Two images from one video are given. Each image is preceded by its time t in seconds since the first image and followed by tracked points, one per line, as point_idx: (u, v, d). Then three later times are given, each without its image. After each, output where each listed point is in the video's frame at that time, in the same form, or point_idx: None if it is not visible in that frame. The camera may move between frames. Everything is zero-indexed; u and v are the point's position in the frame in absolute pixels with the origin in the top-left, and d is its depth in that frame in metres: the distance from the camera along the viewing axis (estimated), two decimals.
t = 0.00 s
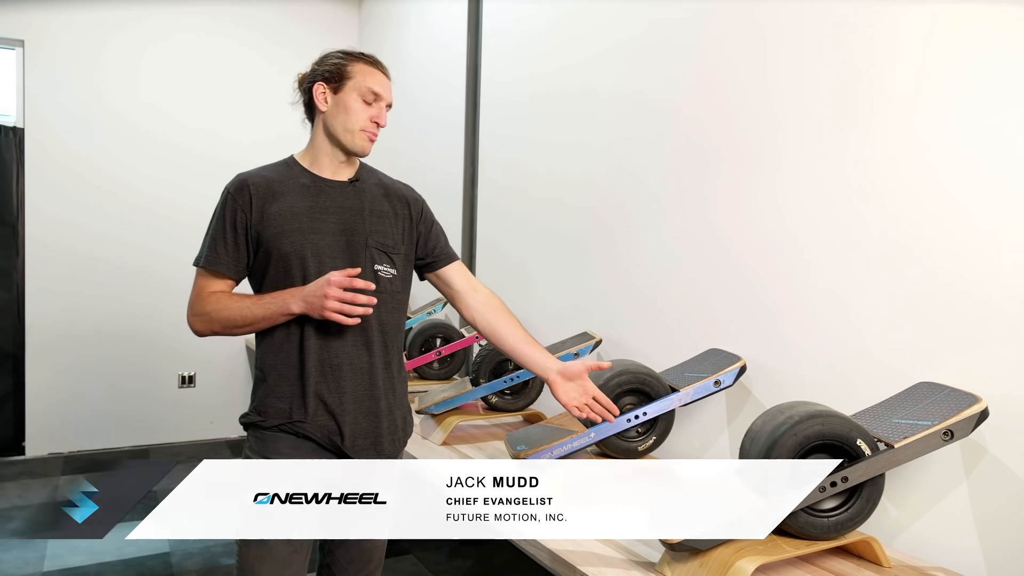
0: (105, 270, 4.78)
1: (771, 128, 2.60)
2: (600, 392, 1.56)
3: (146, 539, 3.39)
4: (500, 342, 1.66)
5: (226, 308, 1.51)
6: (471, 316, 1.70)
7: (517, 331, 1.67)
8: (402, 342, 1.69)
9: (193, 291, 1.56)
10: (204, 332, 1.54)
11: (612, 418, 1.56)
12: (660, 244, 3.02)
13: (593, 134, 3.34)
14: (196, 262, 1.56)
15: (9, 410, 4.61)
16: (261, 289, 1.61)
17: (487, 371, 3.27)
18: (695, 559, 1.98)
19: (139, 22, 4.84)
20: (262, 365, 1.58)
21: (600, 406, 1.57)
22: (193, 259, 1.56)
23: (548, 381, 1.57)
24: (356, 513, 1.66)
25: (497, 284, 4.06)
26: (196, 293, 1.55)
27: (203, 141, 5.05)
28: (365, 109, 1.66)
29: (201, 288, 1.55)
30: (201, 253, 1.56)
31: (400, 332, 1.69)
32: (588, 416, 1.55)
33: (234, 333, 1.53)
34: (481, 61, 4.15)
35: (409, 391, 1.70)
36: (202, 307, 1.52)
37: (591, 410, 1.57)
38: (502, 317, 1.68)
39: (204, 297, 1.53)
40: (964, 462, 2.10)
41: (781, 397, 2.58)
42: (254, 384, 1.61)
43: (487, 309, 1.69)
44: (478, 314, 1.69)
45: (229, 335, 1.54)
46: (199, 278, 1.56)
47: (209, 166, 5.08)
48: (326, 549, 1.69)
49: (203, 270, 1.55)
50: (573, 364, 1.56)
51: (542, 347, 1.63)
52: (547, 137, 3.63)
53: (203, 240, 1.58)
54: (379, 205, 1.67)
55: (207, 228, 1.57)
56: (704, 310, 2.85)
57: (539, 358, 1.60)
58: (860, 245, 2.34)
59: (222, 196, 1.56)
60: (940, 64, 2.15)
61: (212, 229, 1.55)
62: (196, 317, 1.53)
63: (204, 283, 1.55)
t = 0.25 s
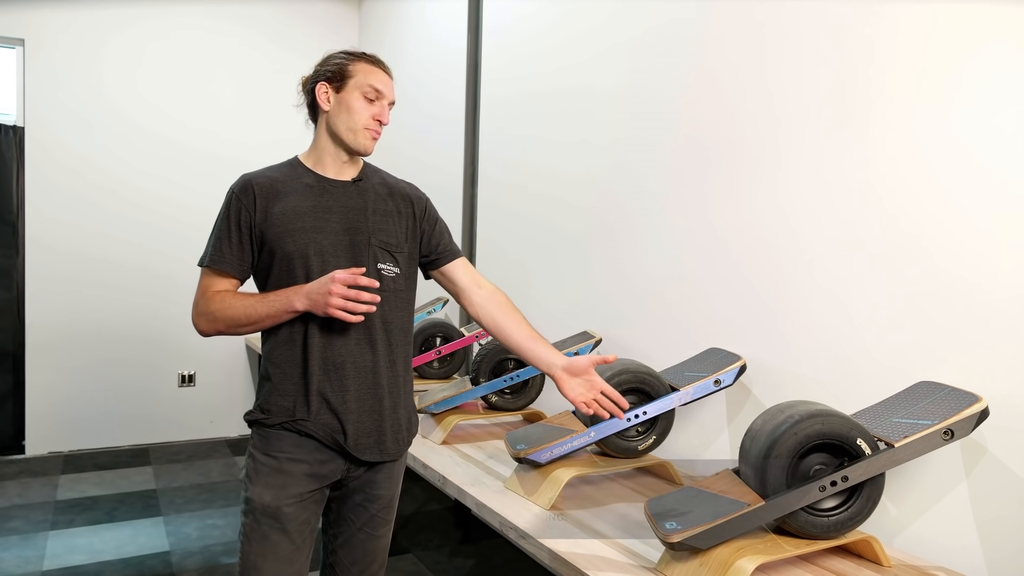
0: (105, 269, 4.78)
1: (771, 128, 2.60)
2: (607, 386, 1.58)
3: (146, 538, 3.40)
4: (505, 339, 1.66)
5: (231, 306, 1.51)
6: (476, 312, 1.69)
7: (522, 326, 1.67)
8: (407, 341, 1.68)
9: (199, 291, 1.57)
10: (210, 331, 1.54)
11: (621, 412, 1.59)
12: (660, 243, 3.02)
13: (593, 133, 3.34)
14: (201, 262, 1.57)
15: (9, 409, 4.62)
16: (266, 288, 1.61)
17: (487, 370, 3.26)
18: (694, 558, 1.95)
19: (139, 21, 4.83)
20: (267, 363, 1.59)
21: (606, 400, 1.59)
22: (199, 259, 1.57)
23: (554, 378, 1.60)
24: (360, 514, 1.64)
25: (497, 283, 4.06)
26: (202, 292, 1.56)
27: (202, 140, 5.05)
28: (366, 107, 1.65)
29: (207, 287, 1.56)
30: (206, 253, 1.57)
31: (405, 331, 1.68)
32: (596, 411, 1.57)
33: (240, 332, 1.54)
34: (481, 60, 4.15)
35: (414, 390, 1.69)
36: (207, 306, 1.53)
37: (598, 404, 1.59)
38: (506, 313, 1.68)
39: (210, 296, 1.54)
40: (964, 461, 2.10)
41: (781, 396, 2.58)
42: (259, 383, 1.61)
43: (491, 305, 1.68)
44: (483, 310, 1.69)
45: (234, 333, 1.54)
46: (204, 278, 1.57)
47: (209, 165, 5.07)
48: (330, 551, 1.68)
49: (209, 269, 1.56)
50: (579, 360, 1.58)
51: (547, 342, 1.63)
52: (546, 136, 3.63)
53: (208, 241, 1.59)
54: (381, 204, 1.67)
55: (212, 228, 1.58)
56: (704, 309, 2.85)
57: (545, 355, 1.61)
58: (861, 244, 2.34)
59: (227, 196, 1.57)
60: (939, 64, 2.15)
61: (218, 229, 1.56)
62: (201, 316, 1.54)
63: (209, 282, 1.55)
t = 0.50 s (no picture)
0: (106, 268, 4.78)
1: (771, 127, 2.60)
2: (613, 385, 1.58)
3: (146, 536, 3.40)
4: (511, 337, 1.66)
5: (235, 306, 1.52)
6: (482, 311, 1.69)
7: (527, 325, 1.67)
8: (411, 340, 1.67)
9: (204, 291, 1.58)
10: (215, 332, 1.55)
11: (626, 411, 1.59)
12: (661, 242, 3.02)
13: (593, 132, 3.34)
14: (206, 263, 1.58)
15: (9, 408, 4.62)
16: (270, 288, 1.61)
17: (487, 369, 3.26)
18: (694, 557, 1.95)
19: (139, 20, 4.83)
20: (270, 362, 1.59)
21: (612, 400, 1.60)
22: (203, 260, 1.58)
23: (560, 377, 1.58)
24: (363, 513, 1.64)
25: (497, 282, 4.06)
26: (207, 292, 1.56)
27: (203, 139, 5.05)
28: (340, 96, 1.63)
29: (212, 288, 1.56)
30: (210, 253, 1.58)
31: (408, 330, 1.67)
32: (602, 411, 1.57)
33: (245, 333, 1.54)
34: (481, 60, 4.15)
35: (417, 389, 1.69)
36: (213, 307, 1.53)
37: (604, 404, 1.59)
38: (512, 312, 1.68)
39: (214, 297, 1.54)
40: (965, 461, 2.10)
41: (782, 395, 2.57)
42: (262, 381, 1.62)
43: (498, 303, 1.68)
44: (489, 309, 1.68)
45: (239, 334, 1.55)
46: (209, 279, 1.57)
47: (209, 164, 5.07)
48: (333, 550, 1.68)
49: (213, 270, 1.57)
50: (585, 359, 1.58)
51: (553, 341, 1.63)
52: (546, 135, 3.63)
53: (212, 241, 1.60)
54: (384, 203, 1.66)
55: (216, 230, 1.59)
56: (705, 308, 2.85)
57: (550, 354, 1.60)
58: (862, 244, 2.33)
59: (230, 197, 1.58)
60: (939, 64, 2.15)
61: (221, 230, 1.56)
62: (206, 316, 1.55)
63: (213, 283, 1.56)
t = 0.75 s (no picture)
0: (106, 267, 4.78)
1: (771, 127, 2.60)
2: (618, 388, 1.58)
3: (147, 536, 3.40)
4: (516, 339, 1.65)
5: (236, 304, 1.53)
6: (486, 312, 1.68)
7: (533, 327, 1.66)
8: (410, 340, 1.67)
9: (207, 288, 1.60)
10: (217, 329, 1.57)
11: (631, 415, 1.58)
12: (661, 242, 3.02)
13: (594, 132, 3.35)
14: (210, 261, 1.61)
15: (10, 407, 4.62)
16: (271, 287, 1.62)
17: (488, 369, 3.26)
18: (695, 557, 1.95)
19: (140, 19, 4.83)
20: (268, 361, 1.60)
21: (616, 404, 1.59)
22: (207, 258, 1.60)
23: (565, 381, 1.58)
24: (361, 514, 1.63)
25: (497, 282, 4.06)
26: (210, 290, 1.59)
27: (203, 139, 5.05)
28: (340, 91, 1.64)
29: (215, 285, 1.58)
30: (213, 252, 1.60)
31: (409, 331, 1.67)
32: (606, 414, 1.56)
33: (244, 331, 1.55)
34: (482, 59, 4.15)
35: (417, 390, 1.68)
36: (214, 304, 1.55)
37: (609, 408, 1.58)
38: (518, 313, 1.67)
39: (217, 294, 1.56)
40: (966, 461, 2.10)
41: (782, 395, 2.57)
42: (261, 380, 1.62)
43: (503, 305, 1.67)
44: (494, 310, 1.67)
45: (240, 331, 1.56)
46: (212, 277, 1.59)
47: (210, 163, 5.07)
48: (332, 550, 1.68)
49: (215, 268, 1.59)
50: (591, 363, 1.57)
51: (557, 344, 1.62)
52: (547, 135, 3.63)
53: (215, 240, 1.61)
54: (385, 202, 1.65)
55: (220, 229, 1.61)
56: (705, 308, 2.85)
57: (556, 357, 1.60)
58: (863, 244, 2.33)
59: (233, 195, 1.60)
60: (939, 63, 2.15)
61: (224, 229, 1.58)
62: (208, 313, 1.57)
63: (216, 281, 1.58)
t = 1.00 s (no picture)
0: (108, 268, 4.79)
1: (772, 126, 2.60)
2: (618, 395, 1.55)
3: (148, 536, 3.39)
4: (515, 343, 1.65)
5: (233, 302, 1.53)
6: (486, 316, 1.68)
7: (533, 333, 1.65)
8: (408, 342, 1.66)
9: (207, 283, 1.61)
10: (215, 325, 1.57)
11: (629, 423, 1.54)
12: (661, 242, 3.02)
13: (594, 131, 3.35)
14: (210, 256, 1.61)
15: (11, 407, 4.62)
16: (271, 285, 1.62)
17: (489, 369, 3.26)
18: (696, 557, 1.95)
19: (140, 19, 4.83)
20: (266, 360, 1.59)
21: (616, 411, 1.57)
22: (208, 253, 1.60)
23: (564, 387, 1.57)
24: (359, 514, 1.63)
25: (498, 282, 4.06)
26: (209, 285, 1.59)
27: (204, 138, 5.05)
28: (350, 90, 1.65)
29: (214, 281, 1.59)
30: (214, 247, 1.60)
31: (407, 333, 1.67)
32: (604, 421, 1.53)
33: (242, 328, 1.55)
34: (482, 59, 4.15)
35: (415, 392, 1.68)
36: (213, 299, 1.56)
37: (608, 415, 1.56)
38: (518, 318, 1.67)
39: (216, 290, 1.57)
40: (968, 460, 2.09)
41: (783, 395, 2.57)
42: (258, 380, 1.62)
43: (503, 309, 1.68)
44: (494, 314, 1.68)
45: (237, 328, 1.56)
46: (212, 273, 1.60)
47: (211, 163, 5.07)
48: (330, 550, 1.68)
49: (215, 263, 1.59)
50: (590, 368, 1.55)
51: (556, 349, 1.61)
52: (547, 134, 3.63)
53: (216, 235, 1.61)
54: (388, 204, 1.65)
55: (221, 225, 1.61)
56: (706, 308, 2.85)
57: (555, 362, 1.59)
58: (863, 244, 2.33)
59: (235, 190, 1.59)
60: (940, 63, 2.15)
61: (224, 225, 1.58)
62: (207, 309, 1.57)
63: (216, 278, 1.59)
